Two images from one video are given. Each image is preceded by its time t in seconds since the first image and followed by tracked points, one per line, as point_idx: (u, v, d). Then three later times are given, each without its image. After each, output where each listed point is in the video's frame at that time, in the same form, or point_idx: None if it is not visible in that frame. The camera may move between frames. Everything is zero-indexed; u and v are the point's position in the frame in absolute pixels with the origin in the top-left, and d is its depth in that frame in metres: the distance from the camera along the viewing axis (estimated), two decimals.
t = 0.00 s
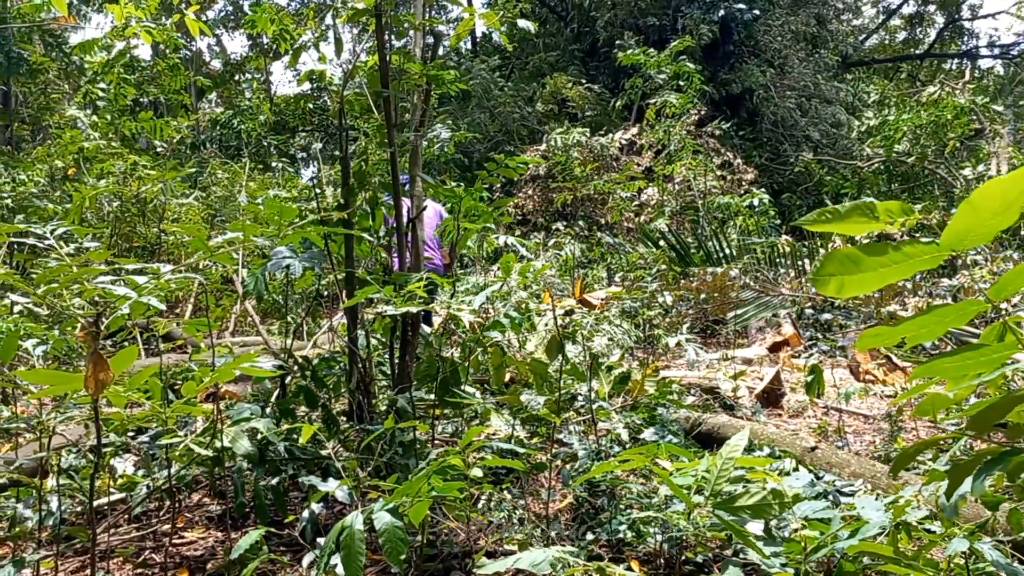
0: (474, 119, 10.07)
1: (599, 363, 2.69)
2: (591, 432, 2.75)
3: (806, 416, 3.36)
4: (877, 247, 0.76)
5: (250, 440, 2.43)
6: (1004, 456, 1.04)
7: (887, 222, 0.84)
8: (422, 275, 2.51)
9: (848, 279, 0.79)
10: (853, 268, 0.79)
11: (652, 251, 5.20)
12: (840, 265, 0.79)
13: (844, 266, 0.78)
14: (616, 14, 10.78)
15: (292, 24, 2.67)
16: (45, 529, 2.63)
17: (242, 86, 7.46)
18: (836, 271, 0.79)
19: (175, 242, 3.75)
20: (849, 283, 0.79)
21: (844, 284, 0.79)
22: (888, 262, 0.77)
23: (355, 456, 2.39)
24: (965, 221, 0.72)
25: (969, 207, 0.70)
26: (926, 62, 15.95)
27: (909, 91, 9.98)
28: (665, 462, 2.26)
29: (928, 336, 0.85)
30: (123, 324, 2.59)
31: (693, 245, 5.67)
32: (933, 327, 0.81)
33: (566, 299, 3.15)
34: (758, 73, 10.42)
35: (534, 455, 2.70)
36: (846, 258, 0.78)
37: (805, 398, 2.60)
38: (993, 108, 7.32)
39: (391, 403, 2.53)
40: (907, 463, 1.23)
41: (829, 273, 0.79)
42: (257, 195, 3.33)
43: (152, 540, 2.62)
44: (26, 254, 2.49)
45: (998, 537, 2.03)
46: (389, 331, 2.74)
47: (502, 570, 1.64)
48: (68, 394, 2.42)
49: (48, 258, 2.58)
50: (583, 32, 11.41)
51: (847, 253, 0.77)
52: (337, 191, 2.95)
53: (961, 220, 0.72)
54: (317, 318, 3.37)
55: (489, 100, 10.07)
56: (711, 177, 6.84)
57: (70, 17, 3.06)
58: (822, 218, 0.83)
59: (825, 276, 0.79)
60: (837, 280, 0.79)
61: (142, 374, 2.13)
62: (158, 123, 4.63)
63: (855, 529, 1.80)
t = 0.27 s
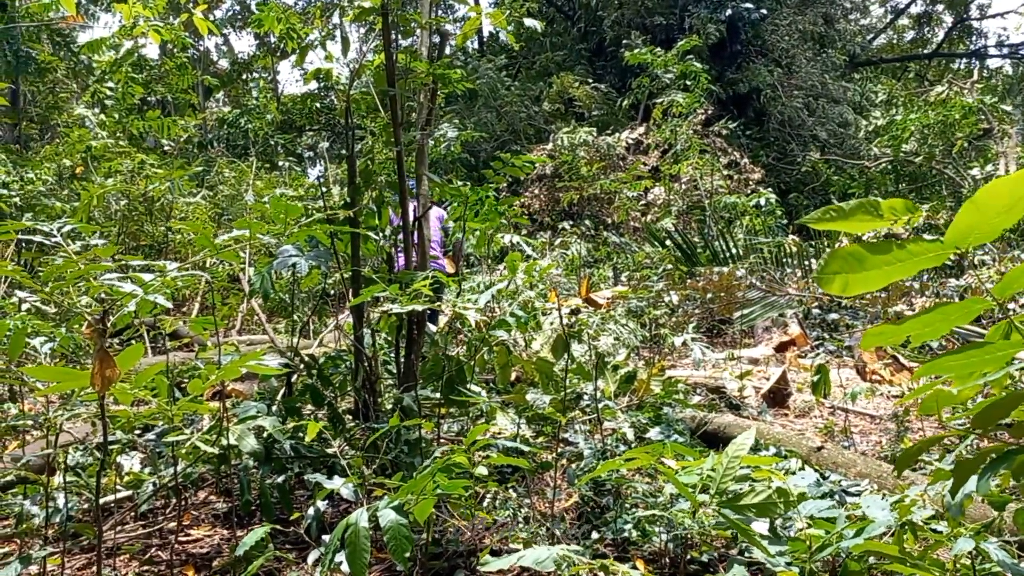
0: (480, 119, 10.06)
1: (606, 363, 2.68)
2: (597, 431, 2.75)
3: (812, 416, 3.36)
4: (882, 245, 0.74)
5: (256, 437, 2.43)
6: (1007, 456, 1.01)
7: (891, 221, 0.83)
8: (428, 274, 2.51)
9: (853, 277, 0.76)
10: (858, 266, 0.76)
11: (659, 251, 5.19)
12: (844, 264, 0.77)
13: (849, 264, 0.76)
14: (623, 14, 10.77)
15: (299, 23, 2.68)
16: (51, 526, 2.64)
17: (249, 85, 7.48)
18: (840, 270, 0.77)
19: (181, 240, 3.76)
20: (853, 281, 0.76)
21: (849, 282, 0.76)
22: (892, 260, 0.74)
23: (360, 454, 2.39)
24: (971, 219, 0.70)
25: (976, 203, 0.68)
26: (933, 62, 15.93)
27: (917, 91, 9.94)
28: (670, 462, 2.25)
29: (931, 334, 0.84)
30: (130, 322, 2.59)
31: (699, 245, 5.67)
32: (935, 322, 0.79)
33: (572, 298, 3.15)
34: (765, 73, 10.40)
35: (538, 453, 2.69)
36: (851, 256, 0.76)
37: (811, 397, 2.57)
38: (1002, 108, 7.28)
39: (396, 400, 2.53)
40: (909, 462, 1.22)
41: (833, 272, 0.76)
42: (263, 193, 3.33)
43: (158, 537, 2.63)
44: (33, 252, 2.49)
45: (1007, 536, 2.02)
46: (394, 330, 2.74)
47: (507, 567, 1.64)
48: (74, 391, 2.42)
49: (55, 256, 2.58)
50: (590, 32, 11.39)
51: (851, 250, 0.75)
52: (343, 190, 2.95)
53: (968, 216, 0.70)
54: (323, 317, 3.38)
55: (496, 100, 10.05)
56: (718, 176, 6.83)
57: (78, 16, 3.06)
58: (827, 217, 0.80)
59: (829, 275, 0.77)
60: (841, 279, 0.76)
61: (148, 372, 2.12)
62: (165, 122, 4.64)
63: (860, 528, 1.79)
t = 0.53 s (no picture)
0: (485, 118, 10.07)
1: (611, 363, 2.69)
2: (602, 431, 2.75)
3: (816, 416, 3.36)
4: (890, 245, 0.73)
5: (261, 437, 2.44)
6: (1016, 457, 1.01)
7: (900, 221, 0.81)
8: (433, 274, 2.51)
9: (862, 278, 0.75)
10: (866, 267, 0.75)
11: (663, 251, 5.20)
12: (853, 264, 0.76)
13: (857, 264, 0.75)
14: (627, 13, 10.77)
15: (305, 23, 2.68)
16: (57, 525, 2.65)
17: (255, 85, 7.50)
18: (849, 270, 0.76)
19: (187, 240, 3.77)
20: (862, 282, 0.75)
21: (857, 283, 0.75)
22: (902, 260, 0.73)
23: (366, 454, 2.40)
24: (979, 220, 0.68)
25: (987, 202, 0.67)
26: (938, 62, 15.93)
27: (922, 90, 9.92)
28: (676, 462, 2.25)
29: (940, 336, 0.83)
30: (136, 321, 2.60)
31: (703, 245, 5.68)
32: (945, 324, 0.78)
33: (578, 298, 3.16)
34: (768, 73, 10.39)
35: (544, 454, 2.70)
36: (859, 256, 0.75)
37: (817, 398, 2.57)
38: (1007, 109, 7.27)
39: (401, 401, 2.54)
40: (917, 463, 1.22)
41: (841, 272, 0.75)
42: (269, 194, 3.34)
43: (164, 536, 2.64)
44: (40, 252, 2.50)
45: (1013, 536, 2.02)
46: (400, 330, 2.75)
47: (514, 566, 1.65)
48: (81, 390, 2.43)
49: (62, 255, 2.59)
50: (594, 32, 11.39)
51: (859, 251, 0.74)
52: (348, 190, 2.96)
53: (980, 216, 0.68)
54: (328, 317, 3.38)
55: (500, 100, 10.06)
56: (722, 177, 6.83)
57: (85, 17, 3.07)
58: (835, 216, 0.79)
59: (837, 275, 0.76)
60: (849, 279, 0.75)
61: (154, 371, 2.12)
62: (172, 121, 4.66)
63: (866, 529, 1.79)
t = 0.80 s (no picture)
0: (487, 118, 10.06)
1: (614, 364, 2.68)
2: (604, 432, 2.75)
3: (819, 417, 3.36)
4: (898, 243, 0.72)
5: (263, 437, 2.43)
6: None
7: (907, 219, 0.80)
8: (435, 274, 2.51)
9: (869, 277, 0.74)
10: (874, 266, 0.74)
11: (666, 251, 5.20)
12: (860, 263, 0.74)
13: (865, 263, 0.73)
14: (630, 13, 10.71)
15: (308, 22, 2.67)
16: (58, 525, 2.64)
17: (258, 84, 7.50)
18: (856, 270, 0.74)
19: (189, 240, 3.76)
20: (870, 281, 0.74)
21: (864, 282, 0.74)
22: (911, 258, 0.72)
23: (368, 454, 2.39)
24: (987, 218, 0.68)
25: (997, 198, 0.66)
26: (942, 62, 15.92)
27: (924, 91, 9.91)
28: (679, 463, 2.24)
29: (947, 336, 0.81)
30: (137, 321, 2.59)
31: (706, 246, 5.67)
32: (954, 323, 0.77)
33: (580, 298, 3.15)
34: (771, 73, 10.38)
35: (546, 454, 2.69)
36: (866, 255, 0.74)
37: (819, 399, 2.56)
38: (1010, 109, 7.26)
39: (403, 401, 2.53)
40: (923, 465, 1.21)
41: (848, 271, 0.74)
42: (271, 193, 3.33)
43: (165, 536, 2.63)
44: (42, 251, 2.49)
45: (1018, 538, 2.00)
46: (402, 330, 2.74)
47: (517, 568, 1.63)
48: (82, 390, 2.42)
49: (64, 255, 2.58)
50: (596, 32, 11.38)
51: (866, 249, 0.73)
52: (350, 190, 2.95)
53: (989, 214, 0.67)
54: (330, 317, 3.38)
55: (503, 100, 10.06)
56: (725, 177, 6.82)
57: (88, 16, 3.07)
58: (841, 214, 0.78)
59: (844, 275, 0.74)
60: (856, 279, 0.74)
61: (155, 371, 2.11)
62: (174, 121, 4.65)
63: (871, 530, 1.78)
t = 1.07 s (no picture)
0: (489, 119, 10.05)
1: (615, 364, 2.67)
2: (605, 433, 2.75)
3: (821, 418, 3.35)
4: (900, 246, 0.72)
5: (264, 438, 2.43)
6: None
7: (910, 222, 0.80)
8: (436, 275, 2.50)
9: (871, 280, 0.73)
10: (877, 269, 0.74)
11: (668, 252, 5.20)
12: (863, 266, 0.74)
13: (867, 266, 0.73)
14: (632, 14, 10.80)
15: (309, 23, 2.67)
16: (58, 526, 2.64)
17: (260, 85, 7.51)
18: (858, 272, 0.74)
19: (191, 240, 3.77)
20: (872, 284, 0.73)
21: (867, 285, 0.73)
22: (913, 261, 0.72)
23: (368, 455, 2.39)
24: (990, 220, 0.67)
25: (999, 201, 0.66)
26: (944, 63, 15.92)
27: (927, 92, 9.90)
28: (680, 465, 2.24)
29: (950, 339, 0.81)
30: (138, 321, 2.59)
31: (707, 246, 5.67)
32: (956, 326, 0.77)
33: (582, 299, 3.15)
34: (773, 74, 10.37)
35: (547, 455, 2.69)
36: (869, 257, 0.73)
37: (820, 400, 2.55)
38: (1012, 110, 7.25)
39: (404, 401, 2.53)
40: (924, 469, 1.20)
41: (850, 274, 0.74)
42: (273, 193, 3.33)
43: (166, 537, 2.63)
44: (43, 252, 2.49)
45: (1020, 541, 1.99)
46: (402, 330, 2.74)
47: (516, 571, 1.62)
48: (83, 390, 2.42)
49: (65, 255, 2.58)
50: (598, 32, 11.38)
51: (869, 252, 0.73)
52: (352, 191, 2.95)
53: (990, 217, 0.67)
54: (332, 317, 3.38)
55: (504, 100, 10.06)
56: (727, 177, 6.82)
57: (90, 16, 3.07)
58: (844, 216, 0.78)
59: (846, 277, 0.74)
60: (858, 281, 0.73)
61: (156, 372, 2.11)
62: (176, 121, 4.66)
63: (873, 533, 1.77)
